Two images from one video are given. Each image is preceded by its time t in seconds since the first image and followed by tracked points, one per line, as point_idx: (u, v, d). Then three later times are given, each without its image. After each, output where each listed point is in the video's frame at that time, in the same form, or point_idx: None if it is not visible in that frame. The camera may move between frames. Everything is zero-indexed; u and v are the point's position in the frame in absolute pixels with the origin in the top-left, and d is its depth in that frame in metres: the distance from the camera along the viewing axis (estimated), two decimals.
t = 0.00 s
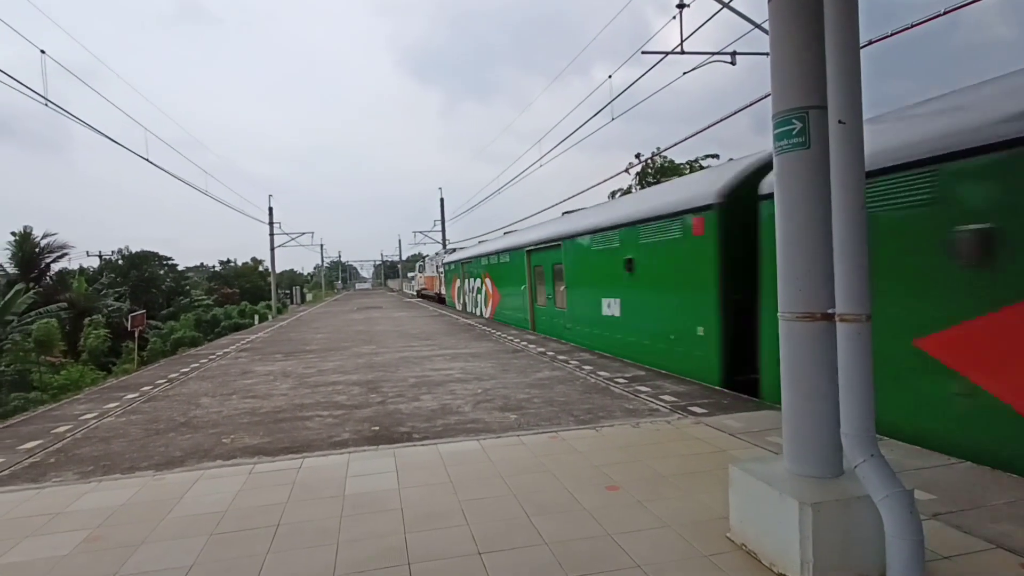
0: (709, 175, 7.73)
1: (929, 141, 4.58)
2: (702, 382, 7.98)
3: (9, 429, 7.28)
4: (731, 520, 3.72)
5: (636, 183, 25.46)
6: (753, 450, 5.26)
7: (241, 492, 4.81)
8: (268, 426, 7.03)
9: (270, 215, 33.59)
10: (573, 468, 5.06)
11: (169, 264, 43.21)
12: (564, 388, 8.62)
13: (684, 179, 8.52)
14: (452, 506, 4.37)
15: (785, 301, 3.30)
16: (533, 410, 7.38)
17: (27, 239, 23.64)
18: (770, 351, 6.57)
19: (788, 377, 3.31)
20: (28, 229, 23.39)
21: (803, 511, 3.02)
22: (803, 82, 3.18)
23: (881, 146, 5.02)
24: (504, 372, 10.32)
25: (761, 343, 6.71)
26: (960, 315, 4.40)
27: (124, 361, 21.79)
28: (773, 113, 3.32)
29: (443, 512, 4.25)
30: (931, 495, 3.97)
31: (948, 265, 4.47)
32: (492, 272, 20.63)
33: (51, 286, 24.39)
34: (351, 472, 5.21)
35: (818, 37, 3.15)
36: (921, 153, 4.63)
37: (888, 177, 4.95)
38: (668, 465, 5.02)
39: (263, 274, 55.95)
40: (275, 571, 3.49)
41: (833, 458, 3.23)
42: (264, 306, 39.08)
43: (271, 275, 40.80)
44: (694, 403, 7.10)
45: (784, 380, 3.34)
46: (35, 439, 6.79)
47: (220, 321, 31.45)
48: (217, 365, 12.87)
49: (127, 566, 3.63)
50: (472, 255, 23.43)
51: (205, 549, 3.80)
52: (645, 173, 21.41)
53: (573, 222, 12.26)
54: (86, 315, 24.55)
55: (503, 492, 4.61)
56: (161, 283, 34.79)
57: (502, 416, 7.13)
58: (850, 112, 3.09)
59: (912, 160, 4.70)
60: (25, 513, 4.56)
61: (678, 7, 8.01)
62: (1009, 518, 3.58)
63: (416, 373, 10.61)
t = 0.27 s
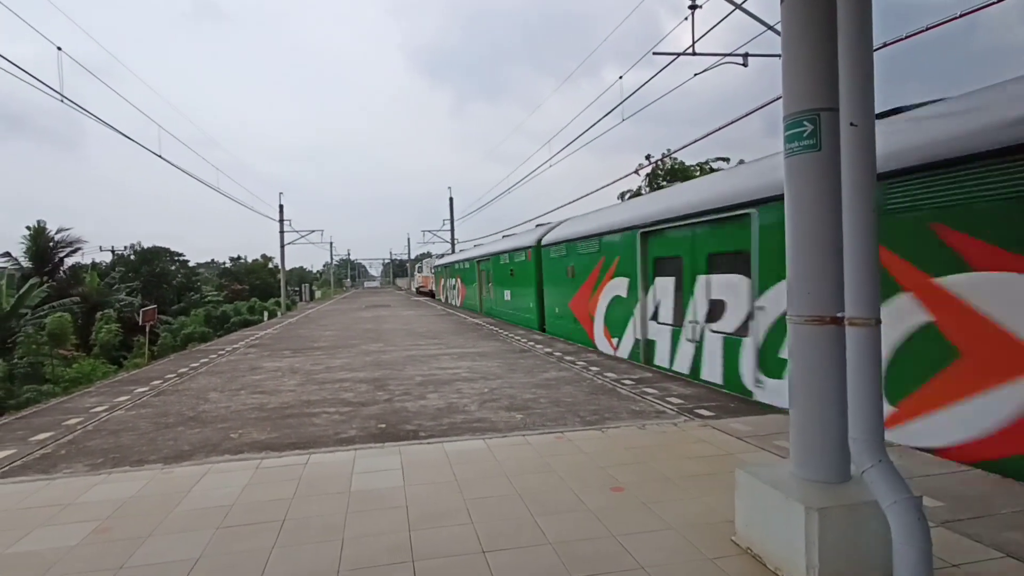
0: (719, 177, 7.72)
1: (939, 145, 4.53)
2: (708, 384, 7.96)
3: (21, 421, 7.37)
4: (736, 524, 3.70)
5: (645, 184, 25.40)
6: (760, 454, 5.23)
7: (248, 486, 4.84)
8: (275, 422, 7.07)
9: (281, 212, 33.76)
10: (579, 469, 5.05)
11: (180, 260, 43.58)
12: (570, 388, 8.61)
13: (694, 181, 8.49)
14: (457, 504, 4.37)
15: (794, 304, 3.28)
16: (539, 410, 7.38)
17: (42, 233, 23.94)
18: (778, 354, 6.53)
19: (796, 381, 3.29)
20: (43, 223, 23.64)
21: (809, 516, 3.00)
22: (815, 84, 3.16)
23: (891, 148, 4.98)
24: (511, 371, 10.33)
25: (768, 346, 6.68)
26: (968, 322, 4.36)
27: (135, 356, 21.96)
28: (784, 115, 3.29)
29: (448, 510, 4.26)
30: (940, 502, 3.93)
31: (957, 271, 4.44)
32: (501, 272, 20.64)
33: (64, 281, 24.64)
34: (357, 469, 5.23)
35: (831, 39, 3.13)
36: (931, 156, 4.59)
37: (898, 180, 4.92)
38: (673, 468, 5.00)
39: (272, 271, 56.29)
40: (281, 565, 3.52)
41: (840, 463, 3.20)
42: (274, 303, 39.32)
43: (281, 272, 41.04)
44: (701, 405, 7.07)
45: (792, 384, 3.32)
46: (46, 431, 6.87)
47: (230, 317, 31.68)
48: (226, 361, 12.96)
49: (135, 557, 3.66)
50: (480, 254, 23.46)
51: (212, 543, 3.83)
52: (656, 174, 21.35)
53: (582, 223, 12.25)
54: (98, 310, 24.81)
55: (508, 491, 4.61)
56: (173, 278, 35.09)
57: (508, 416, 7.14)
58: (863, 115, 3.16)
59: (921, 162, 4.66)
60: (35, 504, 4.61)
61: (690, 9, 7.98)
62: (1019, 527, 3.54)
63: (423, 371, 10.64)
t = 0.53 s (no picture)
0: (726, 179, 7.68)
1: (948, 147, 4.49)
2: (714, 387, 7.93)
3: (30, 415, 7.43)
4: (739, 528, 3.68)
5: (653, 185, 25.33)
6: (765, 458, 5.20)
7: (252, 483, 4.86)
8: (281, 419, 7.10)
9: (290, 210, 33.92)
10: (583, 471, 5.04)
11: (189, 257, 43.89)
12: (575, 390, 8.60)
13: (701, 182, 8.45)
14: (460, 504, 4.37)
15: (799, 308, 3.26)
16: (544, 411, 7.37)
17: (53, 230, 24.20)
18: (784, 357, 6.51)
19: (802, 385, 3.27)
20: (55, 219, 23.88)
21: (813, 521, 2.97)
22: (824, 85, 3.14)
23: (900, 151, 4.92)
24: (516, 372, 10.32)
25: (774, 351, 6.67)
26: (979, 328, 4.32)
27: (144, 351, 22.12)
28: (791, 117, 3.28)
29: (451, 510, 4.26)
30: (947, 509, 3.90)
31: (968, 277, 4.39)
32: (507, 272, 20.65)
33: (75, 276, 24.85)
34: (361, 467, 5.24)
35: (839, 41, 3.11)
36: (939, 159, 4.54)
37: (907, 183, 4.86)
38: (677, 471, 4.98)
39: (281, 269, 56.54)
40: (283, 562, 3.53)
41: (845, 469, 3.18)
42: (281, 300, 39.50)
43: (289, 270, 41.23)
44: (706, 408, 7.04)
45: (797, 388, 3.30)
46: (54, 425, 6.92)
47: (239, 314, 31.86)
48: (233, 358, 13.03)
49: (140, 552, 3.68)
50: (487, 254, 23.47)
51: (216, 538, 3.85)
52: (664, 176, 21.30)
53: (589, 224, 12.23)
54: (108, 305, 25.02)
55: (512, 492, 4.61)
56: (182, 275, 35.32)
57: (512, 416, 7.14)
58: (870, 116, 3.07)
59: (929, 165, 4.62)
60: (42, 497, 4.65)
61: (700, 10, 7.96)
62: None
63: (429, 371, 10.65)
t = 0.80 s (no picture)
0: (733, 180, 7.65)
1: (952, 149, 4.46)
2: (719, 389, 7.92)
3: (38, 410, 7.49)
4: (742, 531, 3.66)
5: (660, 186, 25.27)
6: (770, 461, 5.18)
7: (256, 481, 4.87)
8: (286, 417, 7.12)
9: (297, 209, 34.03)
10: (586, 472, 5.03)
11: (197, 254, 44.13)
12: (580, 390, 8.59)
13: (708, 183, 8.42)
14: (462, 504, 4.37)
15: (804, 311, 3.25)
16: (548, 411, 7.37)
17: (64, 227, 24.43)
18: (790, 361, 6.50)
19: (805, 388, 3.25)
20: (65, 217, 24.07)
21: (816, 525, 2.96)
22: (830, 86, 3.12)
23: (907, 151, 4.88)
24: (521, 372, 10.32)
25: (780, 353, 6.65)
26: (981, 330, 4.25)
27: (151, 348, 22.25)
28: (798, 119, 3.26)
29: (454, 509, 4.26)
30: (952, 514, 3.87)
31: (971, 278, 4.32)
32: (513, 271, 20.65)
33: (84, 273, 25.04)
34: (364, 466, 5.25)
35: (847, 41, 3.09)
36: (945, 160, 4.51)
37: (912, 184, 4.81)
38: (681, 473, 4.97)
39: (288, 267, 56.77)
40: (286, 558, 3.55)
41: (848, 473, 3.16)
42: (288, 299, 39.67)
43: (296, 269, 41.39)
44: (711, 410, 7.02)
45: (801, 391, 3.28)
46: (62, 420, 6.98)
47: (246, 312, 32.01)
48: (240, 355, 13.10)
49: (144, 548, 3.69)
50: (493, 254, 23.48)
51: (220, 535, 3.87)
52: (671, 176, 21.25)
53: (595, 224, 12.21)
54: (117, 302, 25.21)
55: (515, 492, 4.61)
56: (190, 273, 35.54)
57: (516, 416, 7.14)
58: (877, 119, 3.11)
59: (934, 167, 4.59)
60: (48, 492, 4.68)
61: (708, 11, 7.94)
62: None
63: (434, 370, 10.66)
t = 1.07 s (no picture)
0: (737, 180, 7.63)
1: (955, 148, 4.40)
2: (722, 390, 7.90)
3: (44, 405, 7.52)
4: (744, 531, 3.66)
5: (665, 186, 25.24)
6: (773, 462, 5.17)
7: (259, 477, 4.89)
8: (289, 414, 7.14)
9: (302, 206, 34.10)
10: (588, 471, 5.03)
11: (203, 252, 44.31)
12: (582, 390, 8.59)
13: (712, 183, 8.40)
14: (464, 502, 4.37)
15: (808, 311, 3.23)
16: (550, 411, 7.37)
17: (70, 223, 24.53)
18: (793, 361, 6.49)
19: (809, 388, 3.24)
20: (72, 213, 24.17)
21: (819, 527, 2.95)
22: (836, 86, 3.11)
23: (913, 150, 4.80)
24: (524, 371, 10.32)
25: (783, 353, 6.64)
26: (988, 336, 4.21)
27: (156, 345, 22.34)
28: (802, 119, 3.25)
29: (456, 508, 4.26)
30: (956, 517, 3.85)
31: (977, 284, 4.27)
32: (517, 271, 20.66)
33: (91, 270, 25.15)
34: (367, 463, 5.26)
35: (853, 41, 3.08)
36: (947, 159, 4.45)
37: (914, 186, 4.75)
38: (684, 473, 4.96)
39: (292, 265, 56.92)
40: (287, 555, 3.55)
41: (852, 474, 3.15)
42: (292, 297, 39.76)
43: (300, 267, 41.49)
44: (714, 411, 7.00)
45: (804, 391, 3.27)
46: (67, 416, 7.01)
47: (250, 310, 32.10)
48: (244, 352, 13.13)
49: (147, 543, 3.71)
50: (497, 253, 23.48)
51: (223, 531, 3.88)
52: (676, 176, 21.21)
53: (598, 224, 12.20)
54: (123, 299, 25.30)
55: (517, 491, 4.60)
56: (195, 270, 35.64)
57: (519, 415, 7.14)
58: (883, 119, 3.09)
59: (937, 166, 4.52)
60: (53, 487, 4.70)
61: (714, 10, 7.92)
62: None
63: (437, 369, 10.67)
